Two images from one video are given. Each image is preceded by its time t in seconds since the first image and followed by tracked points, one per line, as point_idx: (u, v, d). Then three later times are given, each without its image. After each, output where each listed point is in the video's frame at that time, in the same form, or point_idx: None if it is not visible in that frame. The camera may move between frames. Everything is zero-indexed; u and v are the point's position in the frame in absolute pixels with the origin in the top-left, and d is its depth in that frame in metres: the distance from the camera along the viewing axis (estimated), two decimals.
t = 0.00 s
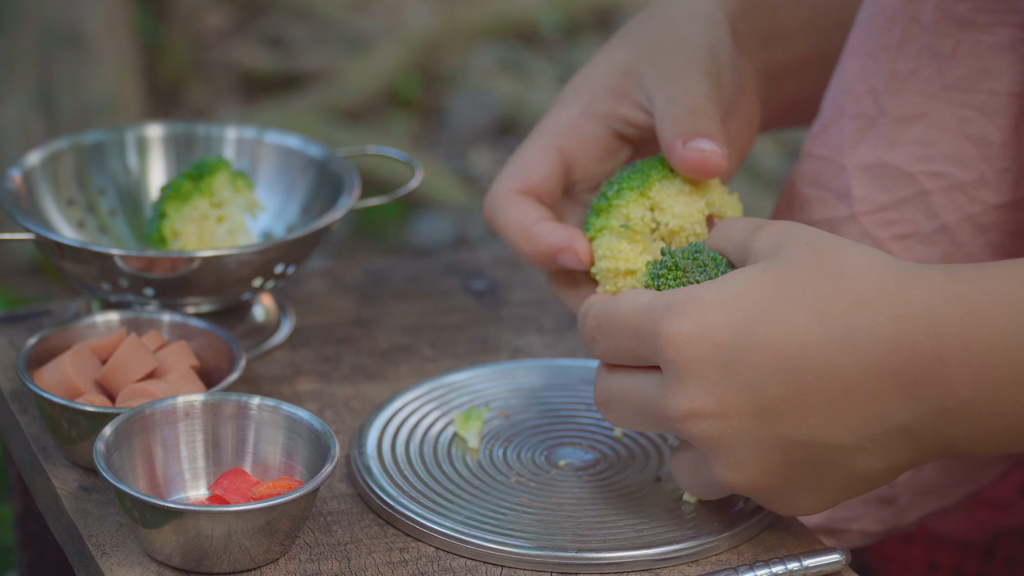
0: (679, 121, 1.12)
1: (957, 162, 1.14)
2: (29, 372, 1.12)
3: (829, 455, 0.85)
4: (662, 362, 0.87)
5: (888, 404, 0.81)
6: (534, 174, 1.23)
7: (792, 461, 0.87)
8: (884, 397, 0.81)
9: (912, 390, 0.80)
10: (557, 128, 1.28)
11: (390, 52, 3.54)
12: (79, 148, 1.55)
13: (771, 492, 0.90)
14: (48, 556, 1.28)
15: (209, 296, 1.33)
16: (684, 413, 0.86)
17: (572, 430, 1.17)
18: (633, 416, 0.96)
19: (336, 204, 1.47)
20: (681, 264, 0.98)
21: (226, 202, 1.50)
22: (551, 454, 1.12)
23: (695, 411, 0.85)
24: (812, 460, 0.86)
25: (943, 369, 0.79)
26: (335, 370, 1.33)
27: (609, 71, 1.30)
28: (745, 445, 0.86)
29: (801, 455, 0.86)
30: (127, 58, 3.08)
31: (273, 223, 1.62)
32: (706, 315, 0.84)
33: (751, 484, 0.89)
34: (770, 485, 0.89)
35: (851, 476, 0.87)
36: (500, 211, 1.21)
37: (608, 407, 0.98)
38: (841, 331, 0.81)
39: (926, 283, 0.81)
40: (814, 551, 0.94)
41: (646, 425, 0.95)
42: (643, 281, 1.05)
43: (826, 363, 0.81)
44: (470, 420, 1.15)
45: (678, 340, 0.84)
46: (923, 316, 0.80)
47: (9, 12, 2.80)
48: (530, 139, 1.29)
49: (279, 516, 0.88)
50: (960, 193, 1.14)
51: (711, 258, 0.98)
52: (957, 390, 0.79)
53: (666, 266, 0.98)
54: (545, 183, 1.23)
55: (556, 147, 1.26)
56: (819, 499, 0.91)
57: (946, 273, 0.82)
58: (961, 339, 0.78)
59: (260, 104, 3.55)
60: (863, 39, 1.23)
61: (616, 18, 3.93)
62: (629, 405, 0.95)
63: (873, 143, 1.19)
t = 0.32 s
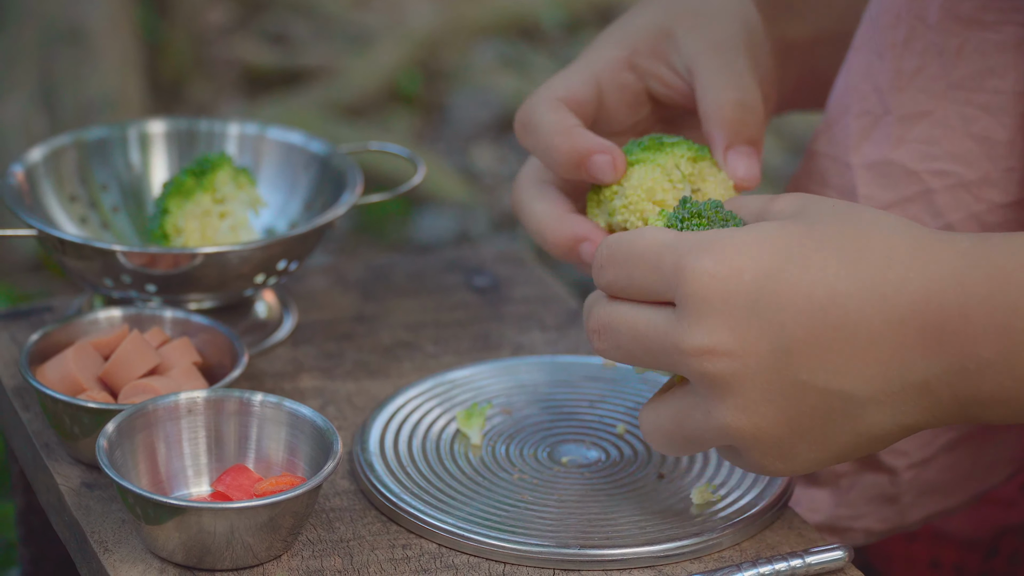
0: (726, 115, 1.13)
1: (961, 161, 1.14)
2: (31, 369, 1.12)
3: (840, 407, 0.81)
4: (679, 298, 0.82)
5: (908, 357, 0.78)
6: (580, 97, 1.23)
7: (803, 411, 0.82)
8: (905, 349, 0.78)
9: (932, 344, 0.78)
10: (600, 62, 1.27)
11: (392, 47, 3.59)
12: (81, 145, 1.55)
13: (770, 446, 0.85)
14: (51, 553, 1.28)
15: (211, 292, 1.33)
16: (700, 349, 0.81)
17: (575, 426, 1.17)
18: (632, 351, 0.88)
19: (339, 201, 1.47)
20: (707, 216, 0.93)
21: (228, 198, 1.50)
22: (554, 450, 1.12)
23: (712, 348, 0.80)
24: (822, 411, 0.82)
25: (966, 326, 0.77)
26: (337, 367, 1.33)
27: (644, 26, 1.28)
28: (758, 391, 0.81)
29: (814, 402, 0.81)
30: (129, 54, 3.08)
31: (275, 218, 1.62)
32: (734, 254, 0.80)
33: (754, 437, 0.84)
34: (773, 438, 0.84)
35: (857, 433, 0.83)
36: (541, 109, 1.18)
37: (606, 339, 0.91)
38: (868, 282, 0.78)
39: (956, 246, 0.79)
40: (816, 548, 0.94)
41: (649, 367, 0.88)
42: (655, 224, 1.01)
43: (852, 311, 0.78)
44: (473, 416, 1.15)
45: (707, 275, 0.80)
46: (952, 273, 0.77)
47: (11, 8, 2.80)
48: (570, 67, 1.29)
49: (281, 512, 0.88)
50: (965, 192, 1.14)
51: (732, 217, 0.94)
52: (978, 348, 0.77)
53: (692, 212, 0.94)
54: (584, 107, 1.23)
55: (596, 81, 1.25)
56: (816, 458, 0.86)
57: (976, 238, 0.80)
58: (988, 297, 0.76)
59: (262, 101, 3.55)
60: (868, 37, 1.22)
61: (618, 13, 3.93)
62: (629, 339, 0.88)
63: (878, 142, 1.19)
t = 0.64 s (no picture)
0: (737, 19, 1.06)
1: (962, 158, 1.15)
2: (33, 367, 1.12)
3: (841, 369, 0.80)
4: (683, 258, 0.82)
5: (905, 316, 0.77)
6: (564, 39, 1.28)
7: (804, 369, 0.81)
8: (902, 310, 0.77)
9: (931, 306, 0.77)
10: None
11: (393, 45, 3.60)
12: (83, 143, 1.55)
13: (774, 407, 0.84)
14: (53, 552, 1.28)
15: (213, 290, 1.33)
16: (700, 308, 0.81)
17: (576, 425, 1.17)
18: (636, 330, 0.86)
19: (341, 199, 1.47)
20: (709, 185, 0.95)
21: (230, 197, 1.50)
22: (555, 449, 1.11)
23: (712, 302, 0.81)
24: (823, 372, 0.81)
25: (964, 284, 0.76)
26: (339, 366, 1.33)
27: None
28: (755, 349, 0.81)
29: (814, 361, 0.81)
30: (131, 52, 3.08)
31: (276, 217, 1.62)
32: (734, 212, 0.81)
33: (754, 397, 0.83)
34: (777, 399, 0.83)
35: (858, 396, 0.82)
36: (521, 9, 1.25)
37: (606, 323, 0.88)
38: (867, 238, 0.78)
39: (959, 206, 0.78)
40: (818, 546, 0.94)
41: (659, 339, 0.86)
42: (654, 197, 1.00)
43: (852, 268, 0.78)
44: (474, 415, 1.14)
45: (704, 231, 0.81)
46: (953, 232, 0.77)
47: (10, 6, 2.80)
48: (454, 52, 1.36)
49: (282, 511, 0.88)
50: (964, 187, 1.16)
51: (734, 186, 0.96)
52: (977, 309, 0.76)
53: (694, 181, 0.95)
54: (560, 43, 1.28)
55: None
56: (821, 423, 0.85)
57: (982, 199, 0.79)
58: (988, 257, 0.75)
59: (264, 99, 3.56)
60: (869, 31, 1.23)
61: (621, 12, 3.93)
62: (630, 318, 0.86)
63: (878, 139, 1.19)
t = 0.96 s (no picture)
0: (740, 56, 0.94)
1: (951, 146, 1.17)
2: (33, 371, 1.12)
3: (850, 338, 0.79)
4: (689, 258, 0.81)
5: (904, 278, 0.77)
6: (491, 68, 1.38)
7: (810, 351, 0.80)
8: (900, 274, 0.77)
9: (928, 266, 0.77)
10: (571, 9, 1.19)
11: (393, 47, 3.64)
12: (85, 145, 1.56)
13: (788, 390, 0.82)
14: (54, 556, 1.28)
15: (214, 294, 1.33)
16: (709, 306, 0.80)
17: (576, 428, 1.17)
18: (657, 364, 0.80)
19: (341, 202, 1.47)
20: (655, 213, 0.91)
21: (229, 200, 1.52)
22: (555, 453, 1.12)
23: (722, 293, 0.81)
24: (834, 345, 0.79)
25: (956, 239, 0.77)
26: (339, 369, 1.33)
27: None
28: (762, 338, 0.80)
29: (822, 340, 0.79)
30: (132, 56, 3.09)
31: (277, 220, 1.62)
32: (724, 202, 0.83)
33: (766, 387, 0.82)
34: (792, 383, 0.82)
35: (869, 367, 0.80)
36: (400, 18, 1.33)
37: (626, 364, 0.80)
38: (857, 205, 0.79)
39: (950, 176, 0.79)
40: (818, 549, 0.94)
41: (680, 363, 0.81)
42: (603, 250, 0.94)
43: (849, 239, 0.78)
44: (474, 417, 1.14)
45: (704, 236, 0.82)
46: (943, 190, 0.78)
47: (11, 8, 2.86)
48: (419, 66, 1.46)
49: (282, 514, 0.88)
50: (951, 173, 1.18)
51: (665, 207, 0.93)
52: (971, 263, 0.76)
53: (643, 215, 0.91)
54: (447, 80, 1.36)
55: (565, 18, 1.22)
56: (838, 403, 0.82)
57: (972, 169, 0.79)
58: (978, 210, 0.76)
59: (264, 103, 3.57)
60: (859, 23, 1.27)
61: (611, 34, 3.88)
62: (647, 352, 0.80)
63: (867, 127, 1.23)
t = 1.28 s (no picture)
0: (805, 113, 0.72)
1: (945, 149, 1.18)
2: (33, 378, 1.12)
3: (850, 344, 0.80)
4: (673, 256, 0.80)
5: (907, 289, 0.79)
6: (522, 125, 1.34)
7: (810, 353, 0.81)
8: (904, 283, 0.79)
9: (930, 279, 0.79)
10: None
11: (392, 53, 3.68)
12: (85, 152, 1.56)
13: (778, 387, 0.83)
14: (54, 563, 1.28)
15: (213, 301, 1.33)
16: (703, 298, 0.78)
17: (575, 434, 1.17)
18: (636, 347, 0.82)
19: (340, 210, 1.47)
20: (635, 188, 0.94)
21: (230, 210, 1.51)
22: (555, 459, 1.12)
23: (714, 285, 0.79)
24: (828, 349, 0.80)
25: (959, 253, 0.78)
26: (339, 376, 1.33)
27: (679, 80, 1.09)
28: (759, 336, 0.80)
29: (819, 342, 0.80)
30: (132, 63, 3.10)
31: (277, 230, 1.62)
32: (724, 198, 0.82)
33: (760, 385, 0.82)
34: (780, 379, 0.82)
35: (862, 372, 0.81)
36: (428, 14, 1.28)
37: (601, 357, 0.84)
38: (865, 215, 0.80)
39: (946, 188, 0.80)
40: (817, 556, 0.94)
41: (663, 350, 0.82)
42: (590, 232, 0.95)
43: (853, 245, 0.79)
44: (474, 424, 1.14)
45: (690, 225, 0.81)
46: (946, 203, 0.80)
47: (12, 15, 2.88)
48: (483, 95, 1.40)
49: (282, 521, 0.88)
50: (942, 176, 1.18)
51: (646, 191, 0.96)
52: (973, 276, 0.78)
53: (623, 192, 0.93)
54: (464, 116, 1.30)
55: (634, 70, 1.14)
56: (821, 401, 0.84)
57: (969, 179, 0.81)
58: (981, 223, 0.78)
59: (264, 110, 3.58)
60: (852, 27, 1.27)
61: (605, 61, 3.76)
62: (622, 339, 0.82)
63: (860, 129, 1.23)
